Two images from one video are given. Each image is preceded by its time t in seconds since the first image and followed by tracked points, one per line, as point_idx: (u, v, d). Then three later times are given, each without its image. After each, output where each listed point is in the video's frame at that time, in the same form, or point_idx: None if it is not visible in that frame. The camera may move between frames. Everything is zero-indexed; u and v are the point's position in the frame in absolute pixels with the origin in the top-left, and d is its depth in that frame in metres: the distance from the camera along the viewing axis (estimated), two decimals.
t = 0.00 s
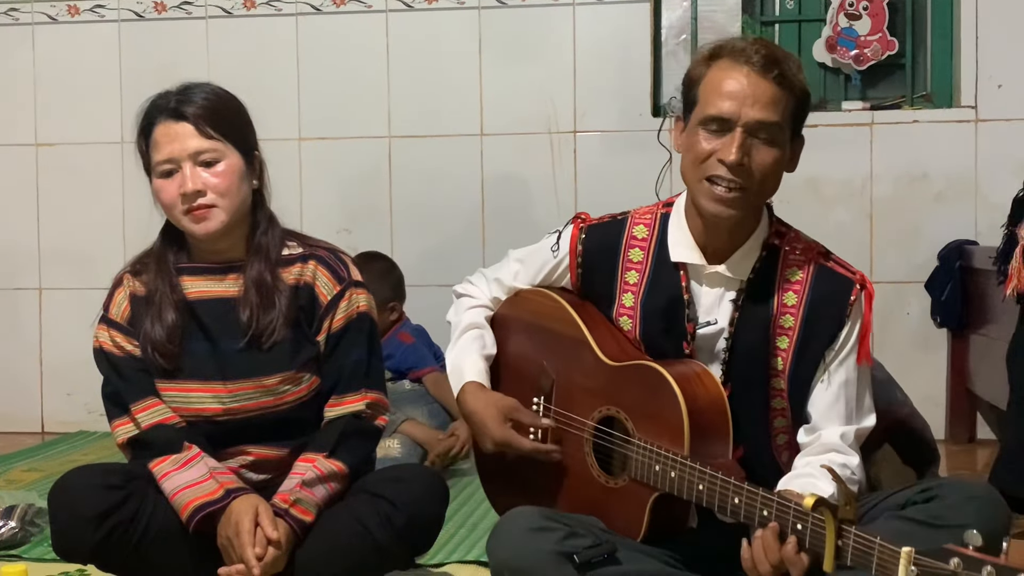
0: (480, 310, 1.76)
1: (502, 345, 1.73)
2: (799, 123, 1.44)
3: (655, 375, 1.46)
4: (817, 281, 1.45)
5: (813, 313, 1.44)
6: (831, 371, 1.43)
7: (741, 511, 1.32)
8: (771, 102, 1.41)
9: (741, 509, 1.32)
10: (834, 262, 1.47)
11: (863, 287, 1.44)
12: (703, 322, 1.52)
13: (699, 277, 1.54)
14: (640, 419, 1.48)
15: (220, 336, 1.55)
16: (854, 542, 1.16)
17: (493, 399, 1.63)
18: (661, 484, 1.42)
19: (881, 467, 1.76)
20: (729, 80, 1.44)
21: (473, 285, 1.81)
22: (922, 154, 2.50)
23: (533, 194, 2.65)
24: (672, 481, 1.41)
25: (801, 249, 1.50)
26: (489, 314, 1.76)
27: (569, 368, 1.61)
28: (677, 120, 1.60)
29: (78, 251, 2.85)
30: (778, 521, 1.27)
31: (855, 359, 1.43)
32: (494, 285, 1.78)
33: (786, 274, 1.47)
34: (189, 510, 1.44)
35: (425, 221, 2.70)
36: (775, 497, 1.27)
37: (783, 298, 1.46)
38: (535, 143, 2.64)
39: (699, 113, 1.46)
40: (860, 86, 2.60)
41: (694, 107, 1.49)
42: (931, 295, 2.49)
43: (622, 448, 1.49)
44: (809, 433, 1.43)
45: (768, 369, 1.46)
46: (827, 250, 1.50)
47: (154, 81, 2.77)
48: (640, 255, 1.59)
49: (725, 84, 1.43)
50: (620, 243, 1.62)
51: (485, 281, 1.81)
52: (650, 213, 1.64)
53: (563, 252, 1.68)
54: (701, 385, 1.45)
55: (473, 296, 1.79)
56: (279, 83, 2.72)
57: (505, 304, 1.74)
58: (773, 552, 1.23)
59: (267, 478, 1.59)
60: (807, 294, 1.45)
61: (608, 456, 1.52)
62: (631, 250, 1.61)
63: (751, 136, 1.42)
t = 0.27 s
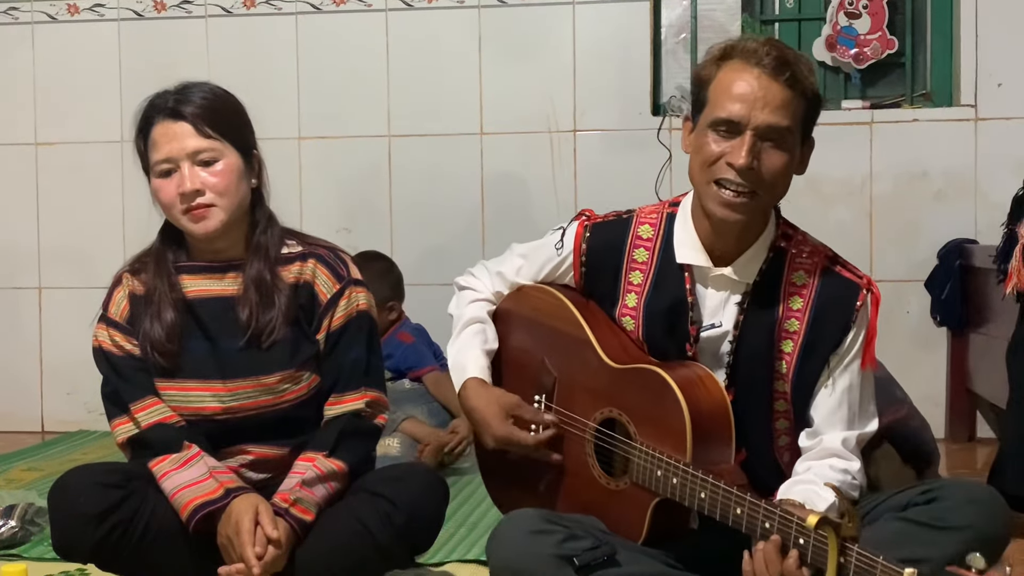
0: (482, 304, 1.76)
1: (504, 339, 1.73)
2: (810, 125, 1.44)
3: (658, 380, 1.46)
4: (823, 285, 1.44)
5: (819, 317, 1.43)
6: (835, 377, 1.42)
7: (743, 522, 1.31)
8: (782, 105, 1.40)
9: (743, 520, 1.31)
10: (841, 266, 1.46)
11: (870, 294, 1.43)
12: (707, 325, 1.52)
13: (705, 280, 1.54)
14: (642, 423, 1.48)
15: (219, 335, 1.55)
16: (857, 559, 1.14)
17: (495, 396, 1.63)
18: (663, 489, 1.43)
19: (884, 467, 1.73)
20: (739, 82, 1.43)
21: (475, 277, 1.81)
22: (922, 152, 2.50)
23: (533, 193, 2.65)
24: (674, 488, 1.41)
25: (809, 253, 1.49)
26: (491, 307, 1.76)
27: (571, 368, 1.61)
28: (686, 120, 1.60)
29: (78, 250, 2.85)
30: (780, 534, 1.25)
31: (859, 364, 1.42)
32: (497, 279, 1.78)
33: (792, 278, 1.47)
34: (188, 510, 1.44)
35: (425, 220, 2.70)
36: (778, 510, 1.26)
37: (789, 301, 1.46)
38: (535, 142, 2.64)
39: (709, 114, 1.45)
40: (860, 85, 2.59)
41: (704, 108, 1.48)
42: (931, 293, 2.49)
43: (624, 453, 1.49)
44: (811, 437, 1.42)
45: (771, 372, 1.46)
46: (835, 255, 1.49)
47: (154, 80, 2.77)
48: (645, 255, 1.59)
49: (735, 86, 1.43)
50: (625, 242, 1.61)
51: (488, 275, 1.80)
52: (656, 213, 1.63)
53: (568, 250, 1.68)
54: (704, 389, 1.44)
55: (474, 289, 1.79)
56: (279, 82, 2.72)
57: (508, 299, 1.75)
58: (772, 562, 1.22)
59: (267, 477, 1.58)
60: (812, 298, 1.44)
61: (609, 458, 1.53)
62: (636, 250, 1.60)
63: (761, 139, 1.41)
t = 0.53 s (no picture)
0: (483, 302, 1.76)
1: (506, 338, 1.73)
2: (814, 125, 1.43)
3: (659, 383, 1.46)
4: (826, 287, 1.44)
5: (822, 319, 1.43)
6: (837, 379, 1.42)
7: (743, 529, 1.31)
8: (785, 105, 1.40)
9: (744, 526, 1.31)
10: (844, 268, 1.46)
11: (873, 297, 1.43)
12: (709, 326, 1.52)
13: (708, 281, 1.54)
14: (643, 425, 1.48)
15: (219, 333, 1.55)
16: (858, 567, 1.13)
17: (494, 400, 1.63)
18: (664, 493, 1.42)
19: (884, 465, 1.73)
20: (744, 81, 1.43)
21: (477, 274, 1.81)
22: (922, 152, 2.50)
23: (533, 192, 2.65)
24: (675, 491, 1.40)
25: (811, 254, 1.49)
26: (492, 305, 1.76)
27: (573, 370, 1.61)
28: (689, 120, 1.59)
29: (78, 249, 2.85)
30: (781, 540, 1.25)
31: (861, 367, 1.42)
32: (498, 277, 1.78)
33: (795, 280, 1.47)
34: (189, 509, 1.44)
35: (426, 220, 2.70)
36: (778, 517, 1.26)
37: (791, 303, 1.46)
38: (536, 141, 2.64)
39: (713, 114, 1.45)
40: (860, 85, 2.59)
41: (707, 108, 1.48)
42: (931, 293, 2.49)
43: (625, 454, 1.49)
44: (812, 440, 1.42)
45: (773, 373, 1.46)
46: (837, 257, 1.49)
47: (155, 79, 2.77)
48: (648, 255, 1.59)
49: (740, 86, 1.42)
50: (629, 243, 1.61)
51: (490, 272, 1.80)
52: (659, 212, 1.63)
53: (570, 249, 1.68)
54: (705, 390, 1.44)
55: (476, 287, 1.78)
56: (279, 81, 2.72)
57: (510, 296, 1.74)
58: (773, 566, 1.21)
59: (268, 476, 1.58)
60: (815, 300, 1.44)
61: (610, 458, 1.53)
62: (638, 250, 1.60)
63: (765, 138, 1.41)
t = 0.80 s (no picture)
0: (483, 303, 1.76)
1: (505, 340, 1.73)
2: (809, 120, 1.44)
3: (659, 380, 1.46)
4: (823, 284, 1.44)
5: (819, 316, 1.43)
6: (836, 376, 1.42)
7: (743, 523, 1.31)
8: (781, 100, 1.40)
9: (744, 521, 1.31)
10: (841, 265, 1.46)
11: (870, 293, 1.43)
12: (708, 324, 1.52)
13: (706, 278, 1.54)
14: (643, 424, 1.48)
15: (219, 333, 1.55)
16: (857, 559, 1.14)
17: (494, 393, 1.62)
18: (664, 490, 1.42)
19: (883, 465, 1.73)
20: (739, 77, 1.43)
21: (477, 277, 1.81)
22: (923, 152, 2.50)
23: (533, 192, 2.65)
24: (675, 488, 1.40)
25: (809, 251, 1.49)
26: (492, 306, 1.76)
27: (573, 370, 1.61)
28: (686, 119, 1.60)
29: (79, 249, 2.85)
30: (781, 533, 1.25)
31: (859, 364, 1.42)
32: (498, 279, 1.78)
33: (792, 277, 1.47)
34: (189, 508, 1.44)
35: (426, 219, 2.70)
36: (778, 510, 1.26)
37: (789, 300, 1.45)
38: (536, 141, 2.64)
39: (708, 111, 1.45)
40: (861, 85, 2.59)
41: (703, 105, 1.48)
42: (932, 293, 2.49)
43: (624, 453, 1.49)
44: (812, 437, 1.42)
45: (772, 371, 1.46)
46: (835, 254, 1.48)
47: (155, 78, 2.77)
48: (646, 254, 1.59)
49: (735, 82, 1.43)
50: (626, 243, 1.61)
51: (489, 274, 1.80)
52: (655, 212, 1.63)
53: (569, 250, 1.68)
54: (704, 389, 1.44)
55: (476, 289, 1.79)
56: (279, 80, 2.71)
57: (509, 298, 1.74)
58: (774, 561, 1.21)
59: (269, 475, 1.59)
60: (812, 297, 1.44)
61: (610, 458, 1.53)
62: (636, 250, 1.60)
63: (761, 134, 1.41)
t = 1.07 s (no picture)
0: (482, 311, 1.76)
1: (504, 346, 1.72)
2: (797, 114, 1.45)
3: (656, 371, 1.46)
4: (815, 276, 1.45)
5: (812, 308, 1.44)
6: (830, 367, 1.44)
7: (743, 506, 1.32)
8: (769, 93, 1.42)
9: (744, 504, 1.32)
10: (832, 257, 1.47)
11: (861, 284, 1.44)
12: (704, 318, 1.52)
13: (700, 272, 1.54)
14: (641, 417, 1.48)
15: (219, 332, 1.55)
16: (857, 531, 1.15)
17: (496, 395, 1.63)
18: (664, 481, 1.42)
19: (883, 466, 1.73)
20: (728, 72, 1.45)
21: (475, 287, 1.81)
22: (924, 153, 2.50)
23: (534, 192, 2.65)
24: (674, 478, 1.40)
25: (800, 245, 1.50)
26: (491, 314, 1.76)
27: (570, 369, 1.61)
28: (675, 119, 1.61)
29: (80, 248, 2.85)
30: (781, 513, 1.26)
31: (853, 354, 1.43)
32: (496, 286, 1.78)
33: (784, 271, 1.47)
34: (190, 508, 1.44)
35: (427, 219, 2.70)
36: (777, 490, 1.27)
37: (782, 294, 1.46)
38: (537, 142, 2.64)
39: (699, 105, 1.47)
40: (862, 86, 2.59)
41: (693, 100, 1.49)
42: (933, 294, 2.49)
43: (624, 446, 1.49)
44: (808, 429, 1.43)
45: (767, 365, 1.46)
46: (826, 247, 1.50)
47: (157, 78, 2.77)
48: (642, 252, 1.59)
49: (725, 76, 1.44)
50: (621, 242, 1.61)
51: (486, 283, 1.81)
52: (649, 211, 1.63)
53: (565, 251, 1.68)
54: (704, 383, 1.44)
55: (474, 298, 1.79)
56: (280, 80, 2.72)
57: (506, 305, 1.75)
58: (777, 541, 1.24)
59: (270, 475, 1.59)
60: (805, 289, 1.45)
61: (610, 454, 1.52)
62: (631, 248, 1.60)
63: (751, 126, 1.42)
